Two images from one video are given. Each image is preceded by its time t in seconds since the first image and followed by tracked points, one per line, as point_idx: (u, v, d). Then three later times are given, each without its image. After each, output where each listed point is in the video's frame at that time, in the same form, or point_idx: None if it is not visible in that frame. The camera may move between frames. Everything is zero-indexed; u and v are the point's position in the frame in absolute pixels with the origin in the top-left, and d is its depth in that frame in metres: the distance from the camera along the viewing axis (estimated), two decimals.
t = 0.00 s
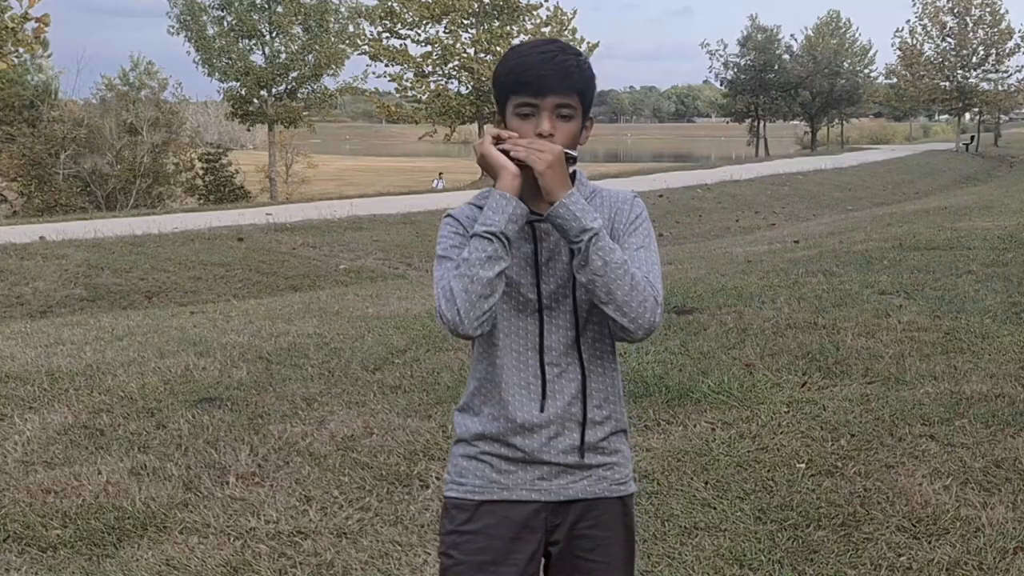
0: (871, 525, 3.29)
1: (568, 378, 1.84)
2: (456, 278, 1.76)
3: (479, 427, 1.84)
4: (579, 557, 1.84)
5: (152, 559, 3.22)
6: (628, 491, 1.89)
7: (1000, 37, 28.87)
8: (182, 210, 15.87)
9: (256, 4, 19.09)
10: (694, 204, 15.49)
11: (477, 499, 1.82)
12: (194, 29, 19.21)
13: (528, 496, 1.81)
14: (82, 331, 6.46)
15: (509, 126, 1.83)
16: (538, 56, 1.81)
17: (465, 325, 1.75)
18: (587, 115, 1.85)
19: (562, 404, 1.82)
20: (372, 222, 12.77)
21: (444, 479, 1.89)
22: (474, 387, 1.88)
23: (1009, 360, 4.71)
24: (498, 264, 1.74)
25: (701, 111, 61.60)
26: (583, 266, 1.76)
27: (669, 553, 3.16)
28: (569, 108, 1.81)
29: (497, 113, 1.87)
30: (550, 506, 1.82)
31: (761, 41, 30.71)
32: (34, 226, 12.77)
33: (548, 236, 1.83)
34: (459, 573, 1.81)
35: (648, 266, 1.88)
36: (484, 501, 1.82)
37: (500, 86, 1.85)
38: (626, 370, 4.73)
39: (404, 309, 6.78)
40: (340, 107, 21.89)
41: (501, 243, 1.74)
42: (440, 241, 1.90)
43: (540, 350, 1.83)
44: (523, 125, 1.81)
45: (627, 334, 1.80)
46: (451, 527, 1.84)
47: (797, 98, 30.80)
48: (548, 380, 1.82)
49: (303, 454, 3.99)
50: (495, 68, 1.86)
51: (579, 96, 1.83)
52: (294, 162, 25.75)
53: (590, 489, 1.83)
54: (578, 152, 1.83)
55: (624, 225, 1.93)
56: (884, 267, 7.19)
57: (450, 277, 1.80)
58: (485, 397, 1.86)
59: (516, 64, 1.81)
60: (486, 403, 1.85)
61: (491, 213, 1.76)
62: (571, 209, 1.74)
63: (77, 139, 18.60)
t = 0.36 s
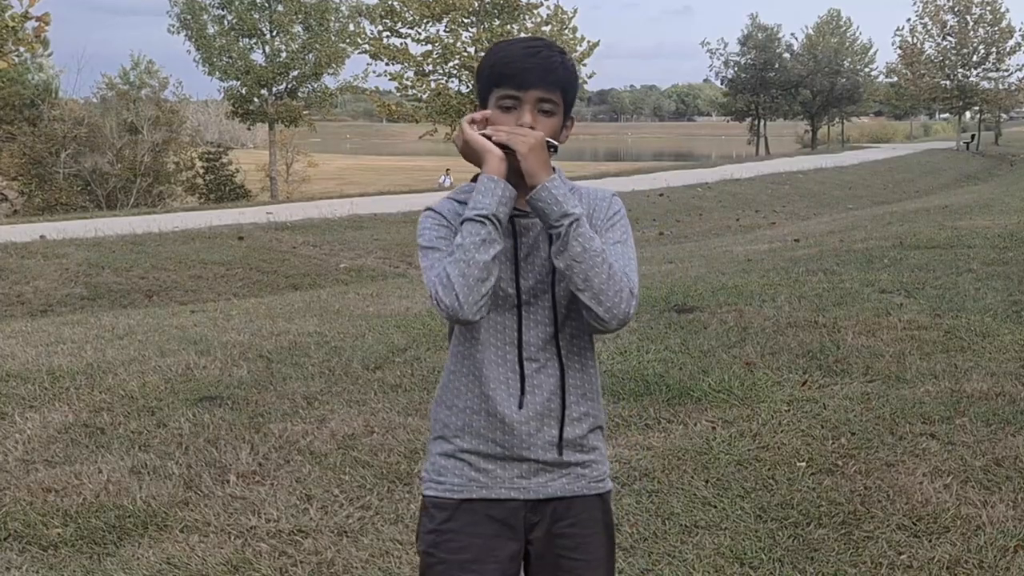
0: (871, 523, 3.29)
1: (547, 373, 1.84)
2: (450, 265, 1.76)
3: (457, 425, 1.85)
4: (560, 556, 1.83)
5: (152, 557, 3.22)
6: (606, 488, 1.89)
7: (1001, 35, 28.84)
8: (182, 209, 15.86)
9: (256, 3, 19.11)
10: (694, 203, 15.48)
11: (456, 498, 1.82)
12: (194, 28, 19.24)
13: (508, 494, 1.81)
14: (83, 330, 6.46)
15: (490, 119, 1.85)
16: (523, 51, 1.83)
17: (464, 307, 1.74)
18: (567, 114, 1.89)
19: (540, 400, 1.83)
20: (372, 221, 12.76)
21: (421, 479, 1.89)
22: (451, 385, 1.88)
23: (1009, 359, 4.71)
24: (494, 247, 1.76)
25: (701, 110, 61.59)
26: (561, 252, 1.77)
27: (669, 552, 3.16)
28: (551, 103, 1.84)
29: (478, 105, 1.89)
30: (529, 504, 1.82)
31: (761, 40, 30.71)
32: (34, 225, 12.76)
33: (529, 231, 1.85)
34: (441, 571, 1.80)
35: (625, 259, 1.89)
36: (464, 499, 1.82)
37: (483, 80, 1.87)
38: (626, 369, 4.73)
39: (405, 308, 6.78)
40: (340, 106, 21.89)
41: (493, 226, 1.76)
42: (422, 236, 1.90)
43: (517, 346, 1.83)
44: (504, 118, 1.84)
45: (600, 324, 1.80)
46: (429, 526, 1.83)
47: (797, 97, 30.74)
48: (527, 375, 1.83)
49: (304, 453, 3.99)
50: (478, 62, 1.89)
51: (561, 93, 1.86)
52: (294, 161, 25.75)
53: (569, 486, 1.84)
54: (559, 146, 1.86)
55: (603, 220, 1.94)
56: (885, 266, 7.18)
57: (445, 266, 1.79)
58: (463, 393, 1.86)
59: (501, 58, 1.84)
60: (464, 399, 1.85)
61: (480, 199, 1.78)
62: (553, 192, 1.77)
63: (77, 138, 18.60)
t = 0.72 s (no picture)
0: (872, 522, 3.29)
1: (534, 376, 1.84)
2: (456, 271, 1.76)
3: (445, 425, 1.85)
4: (550, 557, 1.83)
5: (153, 557, 3.22)
6: (594, 490, 1.89)
7: (1002, 35, 28.81)
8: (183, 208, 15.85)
9: (257, 2, 19.13)
10: (695, 202, 15.48)
11: (443, 498, 1.82)
12: (195, 28, 19.25)
13: (495, 494, 1.81)
14: (84, 330, 6.46)
15: (483, 120, 1.85)
16: (518, 53, 1.83)
17: (480, 312, 1.74)
18: (560, 118, 1.88)
19: (527, 403, 1.83)
20: (373, 221, 12.76)
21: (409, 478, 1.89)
22: (440, 384, 1.89)
23: (1010, 358, 4.71)
24: (494, 250, 1.76)
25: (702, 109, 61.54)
26: (539, 258, 1.76)
27: (669, 551, 3.16)
28: (542, 107, 1.84)
29: (472, 106, 1.90)
30: (516, 504, 1.82)
31: (762, 40, 30.71)
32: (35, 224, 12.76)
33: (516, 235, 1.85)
34: (431, 571, 1.81)
35: (606, 268, 1.88)
36: (451, 499, 1.82)
37: (477, 81, 1.88)
38: (627, 369, 4.73)
39: (407, 307, 6.78)
40: (341, 106, 21.89)
41: (497, 228, 1.76)
42: (414, 237, 1.90)
43: (505, 349, 1.83)
44: (496, 120, 1.84)
45: (570, 336, 1.78)
46: (418, 526, 1.84)
47: (798, 96, 30.72)
48: (513, 378, 1.83)
49: (306, 452, 3.99)
50: (472, 63, 1.89)
51: (554, 97, 1.86)
52: (296, 160, 25.76)
53: (556, 488, 1.84)
54: (550, 149, 1.86)
55: (590, 226, 1.93)
56: (886, 266, 7.18)
57: (446, 273, 1.79)
58: (453, 394, 1.86)
59: (494, 60, 1.84)
60: (454, 400, 1.85)
61: (476, 202, 1.77)
62: (538, 199, 1.76)
63: (78, 138, 18.60)
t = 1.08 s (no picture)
0: (872, 522, 3.29)
1: (531, 377, 1.84)
2: (453, 293, 1.75)
3: (442, 426, 1.85)
4: (549, 556, 1.84)
5: (154, 555, 3.22)
6: (594, 490, 1.89)
7: (1003, 34, 28.79)
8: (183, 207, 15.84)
9: (257, 1, 19.12)
10: (695, 202, 15.46)
11: (442, 498, 1.82)
12: (196, 27, 19.24)
13: (494, 495, 1.82)
14: (85, 329, 6.46)
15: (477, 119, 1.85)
16: (513, 53, 1.84)
17: (477, 337, 1.74)
18: (554, 119, 1.88)
19: (525, 404, 1.83)
20: (374, 220, 12.74)
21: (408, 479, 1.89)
22: (438, 386, 1.88)
23: (1011, 358, 4.71)
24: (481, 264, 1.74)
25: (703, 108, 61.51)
26: (528, 263, 1.76)
27: (670, 551, 3.16)
28: (537, 106, 1.84)
29: (466, 107, 1.90)
30: (515, 505, 1.83)
31: (763, 39, 30.68)
32: (36, 223, 12.75)
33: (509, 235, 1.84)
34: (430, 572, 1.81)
35: (600, 269, 1.87)
36: (450, 500, 1.82)
37: (472, 83, 1.88)
38: (627, 368, 4.73)
39: (407, 307, 6.77)
40: (342, 105, 21.87)
41: (495, 254, 1.74)
42: (409, 246, 1.90)
43: (501, 350, 1.83)
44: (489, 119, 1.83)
45: (565, 337, 1.78)
46: (417, 527, 1.83)
47: (798, 96, 30.70)
48: (510, 379, 1.83)
49: (305, 451, 3.99)
50: (469, 65, 1.90)
51: (549, 97, 1.85)
52: (297, 159, 25.76)
53: (555, 488, 1.84)
54: (541, 151, 1.85)
55: (585, 227, 1.93)
56: (887, 265, 7.18)
57: (443, 292, 1.79)
58: (450, 394, 1.86)
59: (489, 59, 1.84)
60: (453, 400, 1.85)
61: (476, 229, 1.74)
62: (523, 204, 1.75)
63: (79, 136, 18.59)
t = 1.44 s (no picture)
0: (874, 522, 3.29)
1: (536, 377, 1.84)
2: (471, 299, 1.74)
3: (447, 428, 1.84)
4: (553, 556, 1.84)
5: (155, 556, 3.22)
6: (597, 490, 1.90)
7: (1003, 35, 28.80)
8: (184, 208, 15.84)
9: (258, 2, 19.14)
10: (696, 202, 15.46)
11: (447, 500, 1.82)
12: (197, 28, 19.25)
13: (500, 496, 1.82)
14: (86, 330, 6.47)
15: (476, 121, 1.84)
16: (510, 55, 1.83)
17: (498, 340, 1.74)
18: (551, 119, 1.88)
19: (530, 403, 1.84)
20: (375, 221, 12.75)
21: (412, 481, 1.88)
22: (441, 389, 1.88)
23: (1011, 358, 4.71)
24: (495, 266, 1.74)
25: (704, 108, 61.49)
26: (537, 264, 1.76)
27: (671, 552, 3.15)
28: (535, 108, 1.84)
29: (463, 109, 1.89)
30: (521, 505, 1.83)
31: (764, 39, 30.65)
32: (37, 224, 12.75)
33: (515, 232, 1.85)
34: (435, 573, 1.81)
35: (605, 268, 1.89)
36: (456, 501, 1.81)
37: (468, 85, 1.87)
38: (628, 369, 4.73)
39: (408, 307, 6.77)
40: (343, 106, 21.86)
41: (507, 260, 1.75)
42: (413, 250, 1.88)
43: (507, 350, 1.83)
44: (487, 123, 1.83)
45: (577, 336, 1.79)
46: (422, 529, 1.83)
47: (799, 96, 30.70)
48: (516, 379, 1.83)
49: (307, 452, 3.99)
50: (464, 67, 1.89)
51: (546, 98, 1.85)
52: (298, 160, 25.76)
53: (560, 488, 1.85)
54: (540, 153, 1.86)
55: (587, 225, 1.94)
56: (888, 266, 7.18)
57: (456, 298, 1.78)
58: (455, 394, 1.86)
59: (485, 62, 1.84)
60: (458, 402, 1.85)
61: (487, 233, 1.74)
62: (529, 204, 1.75)
63: (80, 137, 18.60)
